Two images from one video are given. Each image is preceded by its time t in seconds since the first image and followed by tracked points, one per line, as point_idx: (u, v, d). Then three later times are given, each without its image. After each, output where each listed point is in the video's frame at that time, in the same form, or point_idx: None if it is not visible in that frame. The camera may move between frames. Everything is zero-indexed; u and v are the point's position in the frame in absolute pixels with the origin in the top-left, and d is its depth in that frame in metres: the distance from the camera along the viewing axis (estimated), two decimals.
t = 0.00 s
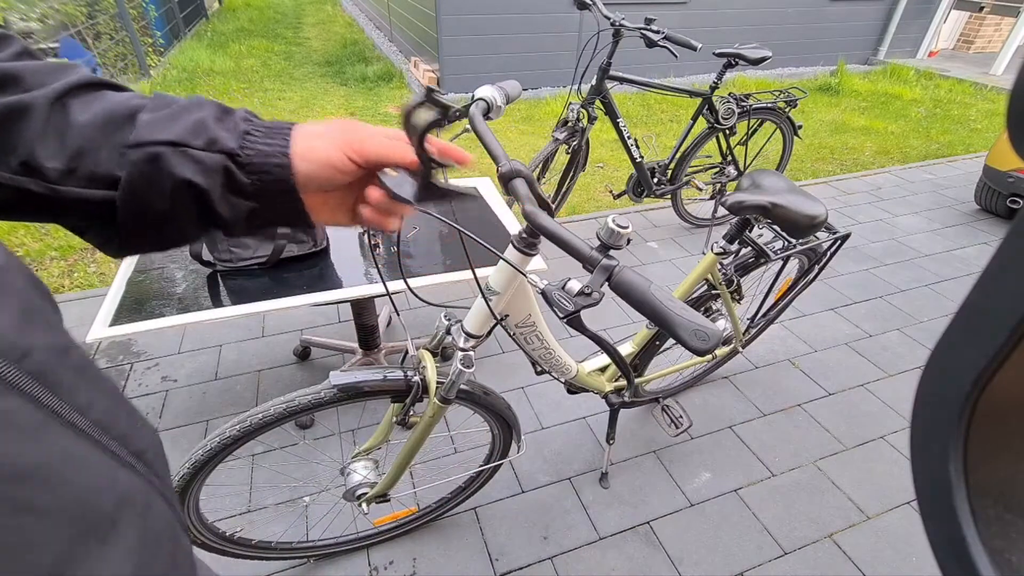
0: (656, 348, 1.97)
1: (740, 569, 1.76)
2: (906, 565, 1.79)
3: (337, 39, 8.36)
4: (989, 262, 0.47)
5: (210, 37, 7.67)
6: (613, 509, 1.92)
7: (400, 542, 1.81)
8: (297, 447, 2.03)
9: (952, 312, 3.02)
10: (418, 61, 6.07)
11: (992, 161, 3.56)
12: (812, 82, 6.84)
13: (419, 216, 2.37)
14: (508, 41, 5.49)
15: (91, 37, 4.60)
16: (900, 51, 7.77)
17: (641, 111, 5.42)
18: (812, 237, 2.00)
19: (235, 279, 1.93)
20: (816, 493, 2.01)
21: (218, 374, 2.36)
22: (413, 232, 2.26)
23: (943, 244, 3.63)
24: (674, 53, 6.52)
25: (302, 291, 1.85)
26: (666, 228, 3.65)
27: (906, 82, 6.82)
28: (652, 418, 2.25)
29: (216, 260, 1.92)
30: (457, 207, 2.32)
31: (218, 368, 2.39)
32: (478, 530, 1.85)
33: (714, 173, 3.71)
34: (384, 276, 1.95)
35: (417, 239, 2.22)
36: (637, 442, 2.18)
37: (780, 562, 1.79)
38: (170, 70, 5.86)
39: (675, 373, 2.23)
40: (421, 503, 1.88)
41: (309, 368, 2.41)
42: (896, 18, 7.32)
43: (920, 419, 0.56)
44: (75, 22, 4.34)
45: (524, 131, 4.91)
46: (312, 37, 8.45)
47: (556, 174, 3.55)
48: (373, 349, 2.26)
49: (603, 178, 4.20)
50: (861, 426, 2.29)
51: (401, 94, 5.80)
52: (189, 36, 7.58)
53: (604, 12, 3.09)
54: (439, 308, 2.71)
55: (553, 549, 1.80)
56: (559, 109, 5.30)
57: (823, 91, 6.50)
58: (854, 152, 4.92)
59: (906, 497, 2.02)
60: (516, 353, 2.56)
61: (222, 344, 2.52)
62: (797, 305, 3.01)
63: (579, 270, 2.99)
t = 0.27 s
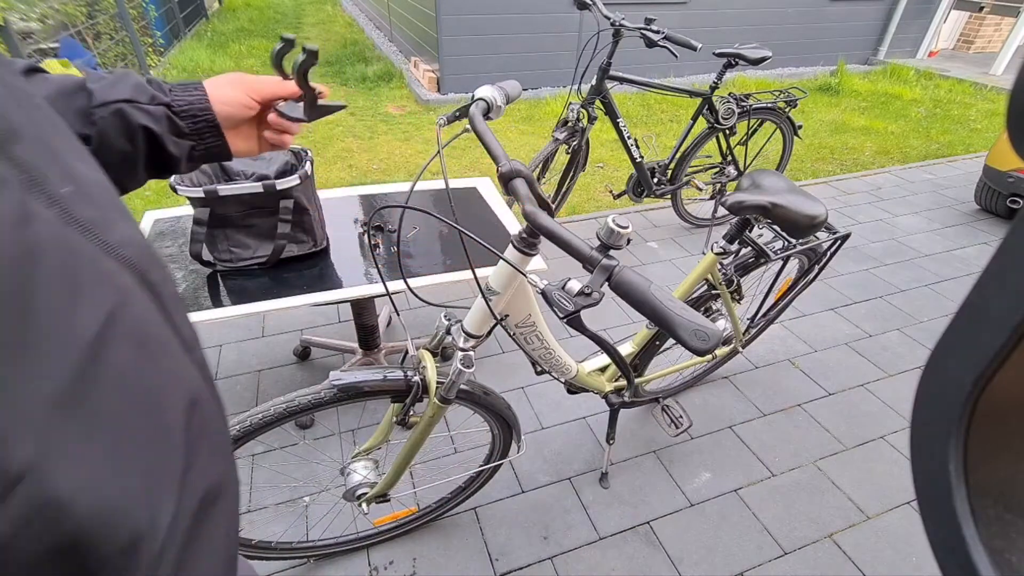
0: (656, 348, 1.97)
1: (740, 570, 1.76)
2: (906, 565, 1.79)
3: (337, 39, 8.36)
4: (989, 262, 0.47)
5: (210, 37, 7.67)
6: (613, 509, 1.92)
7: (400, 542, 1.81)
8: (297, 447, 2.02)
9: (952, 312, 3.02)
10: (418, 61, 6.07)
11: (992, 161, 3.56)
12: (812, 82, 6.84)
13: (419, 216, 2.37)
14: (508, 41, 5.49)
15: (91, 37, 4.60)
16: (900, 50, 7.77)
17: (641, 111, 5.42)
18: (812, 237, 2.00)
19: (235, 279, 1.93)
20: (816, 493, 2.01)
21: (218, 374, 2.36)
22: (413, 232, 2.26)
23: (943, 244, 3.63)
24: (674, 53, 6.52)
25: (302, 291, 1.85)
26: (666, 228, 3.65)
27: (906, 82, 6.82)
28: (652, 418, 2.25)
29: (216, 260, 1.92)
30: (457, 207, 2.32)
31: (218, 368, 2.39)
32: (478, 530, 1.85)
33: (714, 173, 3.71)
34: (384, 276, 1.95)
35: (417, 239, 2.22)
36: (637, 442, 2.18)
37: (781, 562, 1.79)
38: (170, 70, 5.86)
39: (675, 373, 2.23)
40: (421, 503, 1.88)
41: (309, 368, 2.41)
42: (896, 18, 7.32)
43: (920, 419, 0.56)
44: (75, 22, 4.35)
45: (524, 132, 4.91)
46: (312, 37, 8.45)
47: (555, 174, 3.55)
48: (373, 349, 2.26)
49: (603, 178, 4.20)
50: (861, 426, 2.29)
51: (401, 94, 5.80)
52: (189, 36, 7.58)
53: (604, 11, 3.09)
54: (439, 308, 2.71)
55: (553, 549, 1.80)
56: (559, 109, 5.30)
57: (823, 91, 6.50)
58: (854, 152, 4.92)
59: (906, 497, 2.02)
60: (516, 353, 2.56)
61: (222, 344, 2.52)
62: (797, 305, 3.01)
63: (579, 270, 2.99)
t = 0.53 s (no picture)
0: (656, 348, 1.97)
1: (740, 570, 1.76)
2: (905, 564, 1.79)
3: (337, 39, 8.36)
4: (991, 261, 0.47)
5: (210, 37, 7.67)
6: (613, 509, 1.92)
7: (400, 542, 1.81)
8: (297, 447, 2.03)
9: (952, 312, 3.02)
10: (418, 61, 6.07)
11: (992, 161, 3.56)
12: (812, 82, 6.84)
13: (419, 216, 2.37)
14: (508, 41, 5.49)
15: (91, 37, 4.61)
16: (900, 51, 7.77)
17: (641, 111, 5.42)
18: (813, 237, 2.00)
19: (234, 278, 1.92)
20: (816, 493, 2.01)
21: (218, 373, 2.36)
22: (414, 232, 2.26)
23: (943, 244, 3.63)
24: (674, 53, 6.52)
25: (302, 291, 1.85)
26: (666, 228, 3.65)
27: (906, 82, 6.82)
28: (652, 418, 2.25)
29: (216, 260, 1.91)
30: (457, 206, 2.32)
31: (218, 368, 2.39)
32: (478, 530, 1.85)
33: (714, 173, 3.71)
34: (384, 276, 1.95)
35: (417, 239, 2.22)
36: (636, 442, 2.18)
37: (780, 562, 1.79)
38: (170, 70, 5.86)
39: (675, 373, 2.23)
40: (421, 503, 1.88)
41: (309, 368, 2.41)
42: (896, 18, 7.32)
43: (920, 419, 0.56)
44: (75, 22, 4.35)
45: (524, 132, 4.91)
46: (312, 37, 8.45)
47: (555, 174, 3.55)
48: (373, 349, 2.26)
49: (603, 178, 4.20)
50: (861, 426, 2.29)
51: (401, 94, 5.80)
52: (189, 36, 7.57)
53: (604, 11, 3.09)
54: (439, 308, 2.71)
55: (553, 549, 1.80)
56: (559, 109, 5.30)
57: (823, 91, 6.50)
58: (854, 152, 4.92)
59: (906, 497, 2.02)
60: (516, 353, 2.57)
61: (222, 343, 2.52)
62: (797, 305, 3.01)
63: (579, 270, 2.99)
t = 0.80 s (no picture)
0: (656, 348, 1.97)
1: (740, 570, 1.76)
2: (905, 564, 1.79)
3: (337, 39, 8.36)
4: (991, 261, 0.47)
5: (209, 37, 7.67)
6: (613, 509, 1.92)
7: (400, 542, 1.81)
8: (297, 447, 2.03)
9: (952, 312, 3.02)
10: (418, 61, 6.06)
11: (991, 162, 3.56)
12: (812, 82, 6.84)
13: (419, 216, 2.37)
14: (508, 41, 5.49)
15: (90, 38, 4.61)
16: (900, 51, 7.77)
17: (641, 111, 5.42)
18: (813, 237, 2.00)
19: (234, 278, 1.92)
20: (816, 493, 2.01)
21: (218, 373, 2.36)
22: (414, 232, 2.27)
23: (943, 244, 3.63)
24: (674, 53, 6.52)
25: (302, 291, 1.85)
26: (666, 228, 3.65)
27: (906, 83, 6.82)
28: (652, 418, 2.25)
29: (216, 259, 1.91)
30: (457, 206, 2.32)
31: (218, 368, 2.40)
32: (478, 530, 1.85)
33: (714, 173, 3.71)
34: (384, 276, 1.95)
35: (417, 239, 2.22)
36: (636, 442, 2.18)
37: (780, 562, 1.79)
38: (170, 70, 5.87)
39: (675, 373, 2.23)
40: (421, 503, 1.88)
41: (309, 368, 2.41)
42: (896, 18, 7.32)
43: (919, 419, 0.56)
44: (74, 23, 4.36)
45: (524, 132, 4.91)
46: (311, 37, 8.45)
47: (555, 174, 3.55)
48: (373, 349, 2.26)
49: (603, 178, 4.20)
50: (861, 426, 2.29)
51: (401, 94, 5.80)
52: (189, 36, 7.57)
53: (604, 11, 3.08)
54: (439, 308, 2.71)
55: (553, 549, 1.80)
56: (559, 109, 5.29)
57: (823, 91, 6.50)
58: (854, 152, 4.92)
59: (906, 497, 2.02)
60: (517, 353, 2.57)
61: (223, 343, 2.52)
62: (797, 305, 3.01)
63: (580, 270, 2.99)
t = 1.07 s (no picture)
0: (656, 348, 1.97)
1: (740, 570, 1.76)
2: (906, 565, 1.79)
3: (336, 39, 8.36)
4: (992, 261, 0.47)
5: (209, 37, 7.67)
6: (613, 509, 1.92)
7: (400, 542, 1.81)
8: (297, 447, 2.03)
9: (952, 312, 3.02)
10: (418, 61, 6.06)
11: (991, 162, 3.56)
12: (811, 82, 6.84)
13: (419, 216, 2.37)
14: (509, 41, 5.49)
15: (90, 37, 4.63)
16: (900, 51, 7.77)
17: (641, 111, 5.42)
18: (813, 237, 2.00)
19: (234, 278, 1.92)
20: (816, 493, 2.01)
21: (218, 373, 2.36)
22: (414, 232, 2.27)
23: (943, 244, 3.63)
24: (674, 53, 6.52)
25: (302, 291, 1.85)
26: (666, 228, 3.65)
27: (906, 83, 6.82)
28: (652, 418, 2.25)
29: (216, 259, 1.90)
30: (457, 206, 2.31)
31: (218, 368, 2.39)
32: (478, 530, 1.85)
33: (714, 173, 3.71)
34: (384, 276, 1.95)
35: (417, 239, 2.22)
36: (636, 442, 2.18)
37: (781, 562, 1.79)
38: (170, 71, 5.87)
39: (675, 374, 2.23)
40: (421, 503, 1.88)
41: (309, 368, 2.41)
42: (896, 18, 7.31)
43: (920, 419, 0.56)
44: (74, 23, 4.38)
45: (524, 132, 4.91)
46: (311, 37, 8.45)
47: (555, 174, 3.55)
48: (373, 349, 2.26)
49: (603, 179, 4.20)
50: (862, 426, 2.29)
51: (401, 94, 5.80)
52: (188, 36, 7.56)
53: (604, 12, 3.08)
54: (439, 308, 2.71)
55: (553, 549, 1.80)
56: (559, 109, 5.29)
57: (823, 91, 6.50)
58: (854, 152, 4.92)
59: (906, 497, 2.02)
60: (517, 353, 2.57)
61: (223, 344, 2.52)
62: (797, 305, 3.01)
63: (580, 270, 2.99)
